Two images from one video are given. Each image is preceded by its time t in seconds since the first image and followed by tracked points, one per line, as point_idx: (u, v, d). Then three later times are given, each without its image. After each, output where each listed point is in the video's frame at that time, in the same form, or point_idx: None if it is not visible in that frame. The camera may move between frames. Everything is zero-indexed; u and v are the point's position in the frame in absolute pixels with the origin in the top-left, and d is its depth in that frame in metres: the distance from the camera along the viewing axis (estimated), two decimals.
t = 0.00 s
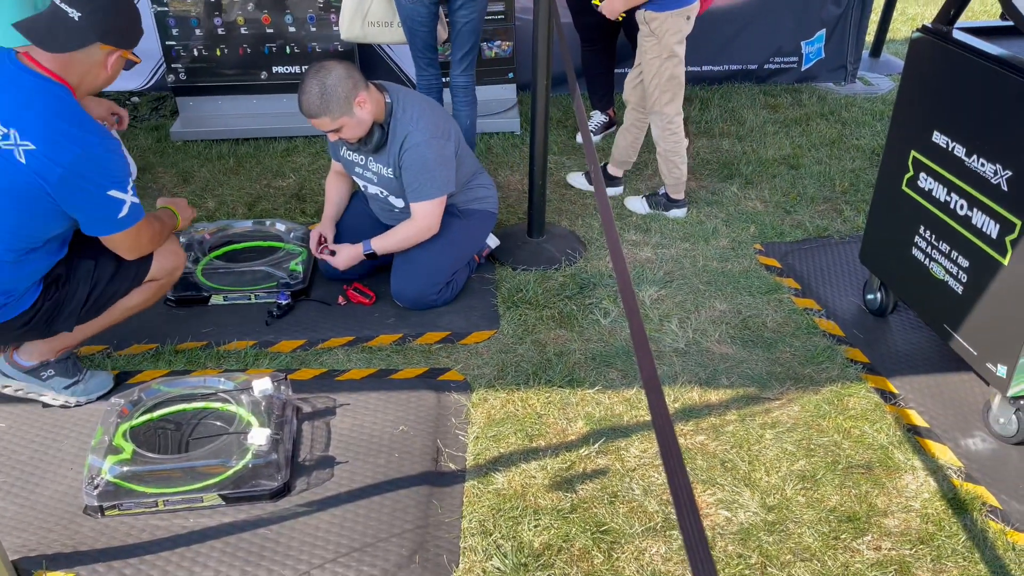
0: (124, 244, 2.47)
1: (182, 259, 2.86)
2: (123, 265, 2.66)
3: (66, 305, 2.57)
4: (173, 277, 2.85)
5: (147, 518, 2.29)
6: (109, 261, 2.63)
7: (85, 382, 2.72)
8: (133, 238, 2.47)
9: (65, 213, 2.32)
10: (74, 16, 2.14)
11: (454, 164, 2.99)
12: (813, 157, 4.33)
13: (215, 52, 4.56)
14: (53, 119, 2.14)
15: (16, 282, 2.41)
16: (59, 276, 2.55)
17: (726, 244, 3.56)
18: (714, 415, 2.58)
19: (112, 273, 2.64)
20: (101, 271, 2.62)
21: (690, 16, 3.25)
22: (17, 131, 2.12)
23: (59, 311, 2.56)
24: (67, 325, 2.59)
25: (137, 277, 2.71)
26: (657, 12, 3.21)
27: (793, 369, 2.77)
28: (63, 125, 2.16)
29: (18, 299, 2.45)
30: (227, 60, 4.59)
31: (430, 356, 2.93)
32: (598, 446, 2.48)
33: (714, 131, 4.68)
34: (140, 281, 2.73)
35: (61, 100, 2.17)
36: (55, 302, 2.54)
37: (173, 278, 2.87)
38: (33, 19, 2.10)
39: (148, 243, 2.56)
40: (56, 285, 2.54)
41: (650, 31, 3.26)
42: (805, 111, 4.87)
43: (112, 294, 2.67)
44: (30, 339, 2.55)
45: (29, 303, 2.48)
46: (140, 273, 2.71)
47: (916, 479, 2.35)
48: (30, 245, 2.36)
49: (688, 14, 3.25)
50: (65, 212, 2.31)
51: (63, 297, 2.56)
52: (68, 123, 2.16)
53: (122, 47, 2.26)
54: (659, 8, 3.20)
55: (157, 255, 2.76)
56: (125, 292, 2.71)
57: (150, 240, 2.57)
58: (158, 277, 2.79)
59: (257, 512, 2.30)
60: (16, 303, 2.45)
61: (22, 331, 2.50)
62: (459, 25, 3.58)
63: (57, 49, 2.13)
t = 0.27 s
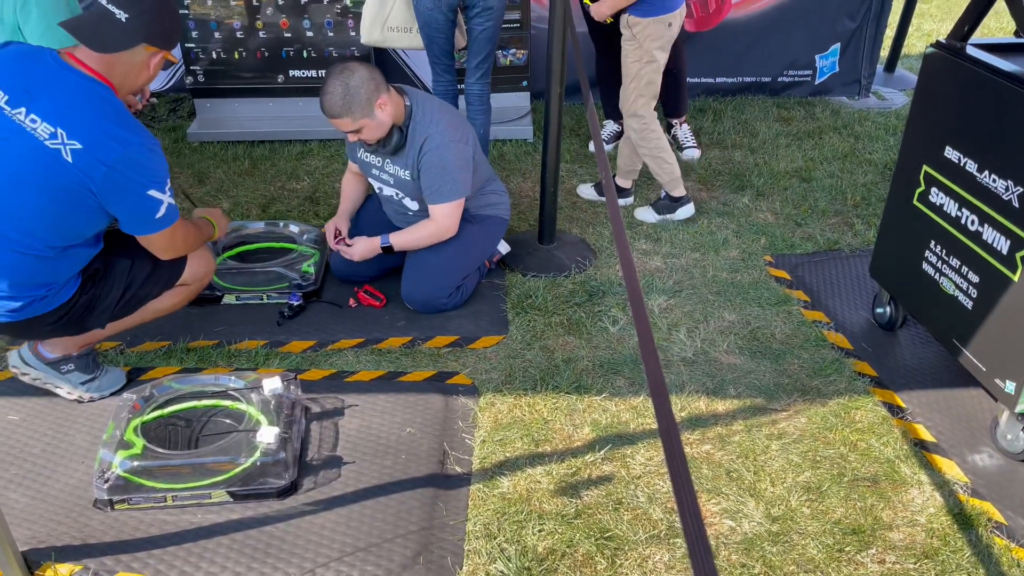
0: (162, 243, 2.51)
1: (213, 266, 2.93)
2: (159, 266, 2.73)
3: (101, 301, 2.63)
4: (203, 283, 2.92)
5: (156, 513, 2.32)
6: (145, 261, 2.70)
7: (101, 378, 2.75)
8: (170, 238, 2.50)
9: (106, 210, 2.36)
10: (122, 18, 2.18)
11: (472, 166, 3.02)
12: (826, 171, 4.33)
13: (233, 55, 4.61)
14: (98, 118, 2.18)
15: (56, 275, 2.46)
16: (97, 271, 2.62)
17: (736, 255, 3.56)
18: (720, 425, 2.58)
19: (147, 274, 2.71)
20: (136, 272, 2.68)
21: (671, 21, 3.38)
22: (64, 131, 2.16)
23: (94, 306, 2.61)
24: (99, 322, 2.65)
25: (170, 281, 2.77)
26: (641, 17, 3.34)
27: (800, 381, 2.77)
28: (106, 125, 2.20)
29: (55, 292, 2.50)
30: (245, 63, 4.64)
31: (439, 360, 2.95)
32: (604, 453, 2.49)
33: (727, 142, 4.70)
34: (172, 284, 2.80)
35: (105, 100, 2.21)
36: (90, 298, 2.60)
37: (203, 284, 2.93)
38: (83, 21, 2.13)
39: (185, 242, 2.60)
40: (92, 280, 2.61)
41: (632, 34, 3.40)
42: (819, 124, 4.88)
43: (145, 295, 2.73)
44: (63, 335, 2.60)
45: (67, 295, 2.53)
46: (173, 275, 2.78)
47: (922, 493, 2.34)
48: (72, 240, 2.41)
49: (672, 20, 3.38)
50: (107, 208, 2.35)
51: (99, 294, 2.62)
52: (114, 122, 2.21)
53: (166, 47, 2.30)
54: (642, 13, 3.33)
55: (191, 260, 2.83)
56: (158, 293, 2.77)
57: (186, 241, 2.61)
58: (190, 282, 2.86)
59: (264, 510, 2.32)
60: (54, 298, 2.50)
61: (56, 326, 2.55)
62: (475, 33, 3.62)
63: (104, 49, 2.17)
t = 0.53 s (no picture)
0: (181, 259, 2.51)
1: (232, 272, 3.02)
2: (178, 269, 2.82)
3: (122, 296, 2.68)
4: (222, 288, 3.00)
5: (172, 514, 2.34)
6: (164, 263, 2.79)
7: (121, 377, 2.80)
8: (190, 257, 2.51)
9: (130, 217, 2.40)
10: (163, 39, 2.24)
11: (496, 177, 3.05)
12: (848, 192, 4.31)
13: (261, 64, 4.69)
14: (135, 127, 2.23)
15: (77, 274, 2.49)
16: (116, 270, 2.67)
17: (757, 274, 3.55)
18: (737, 444, 2.57)
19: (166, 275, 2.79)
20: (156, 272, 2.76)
21: (670, 39, 3.44)
22: (101, 137, 2.21)
23: (113, 304, 2.67)
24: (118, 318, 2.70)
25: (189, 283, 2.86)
26: (641, 29, 3.42)
27: (818, 402, 2.75)
28: (141, 133, 2.24)
29: (74, 291, 2.54)
30: (273, 72, 4.71)
31: (456, 370, 2.96)
32: (619, 468, 2.48)
33: (749, 161, 4.69)
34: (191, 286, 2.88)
35: (143, 111, 2.26)
36: (111, 294, 2.65)
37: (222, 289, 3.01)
38: (128, 40, 2.24)
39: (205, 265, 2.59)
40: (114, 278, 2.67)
41: (631, 46, 3.48)
42: (842, 145, 4.86)
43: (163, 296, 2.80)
44: (80, 330, 2.64)
45: (85, 293, 2.57)
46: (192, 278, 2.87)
47: (941, 519, 2.32)
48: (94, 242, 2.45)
49: (671, 38, 3.44)
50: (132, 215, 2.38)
51: (119, 292, 2.67)
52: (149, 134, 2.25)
53: (207, 65, 2.34)
54: (642, 26, 3.41)
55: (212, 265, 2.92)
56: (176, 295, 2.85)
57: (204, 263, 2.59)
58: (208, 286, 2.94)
59: (279, 514, 2.34)
60: (70, 296, 2.53)
61: (74, 324, 2.60)
62: (502, 47, 3.65)
63: (146, 66, 2.24)
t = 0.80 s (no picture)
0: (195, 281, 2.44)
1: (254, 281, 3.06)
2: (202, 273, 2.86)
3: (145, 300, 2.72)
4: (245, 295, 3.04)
5: (190, 519, 2.36)
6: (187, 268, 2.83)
7: (143, 381, 2.82)
8: (206, 279, 2.44)
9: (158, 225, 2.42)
10: (188, 58, 2.30)
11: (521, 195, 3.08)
12: (872, 217, 4.29)
13: (290, 77, 4.76)
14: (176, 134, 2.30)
15: (104, 276, 2.53)
16: (141, 274, 2.69)
17: (778, 296, 3.54)
18: (755, 467, 2.56)
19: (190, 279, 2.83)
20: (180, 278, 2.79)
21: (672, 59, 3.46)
22: (143, 141, 2.27)
23: (136, 307, 2.70)
24: (142, 322, 2.74)
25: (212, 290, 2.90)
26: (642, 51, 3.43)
27: (838, 427, 2.73)
28: (181, 140, 2.31)
29: (99, 292, 2.57)
30: (300, 85, 4.78)
31: (474, 384, 2.96)
32: (636, 487, 2.47)
33: (772, 183, 4.68)
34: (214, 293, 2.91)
35: (184, 122, 2.34)
36: (136, 297, 2.68)
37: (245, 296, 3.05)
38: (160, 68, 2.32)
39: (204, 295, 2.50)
40: (139, 282, 2.68)
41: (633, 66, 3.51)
42: (866, 170, 4.84)
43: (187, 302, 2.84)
44: (103, 330, 2.69)
45: (108, 295, 2.60)
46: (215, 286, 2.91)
47: (961, 550, 2.29)
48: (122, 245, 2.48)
49: (672, 59, 3.46)
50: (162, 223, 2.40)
51: (143, 294, 2.70)
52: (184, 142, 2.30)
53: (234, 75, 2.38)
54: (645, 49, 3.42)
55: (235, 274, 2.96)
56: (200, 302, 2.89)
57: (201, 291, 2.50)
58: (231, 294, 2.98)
59: (295, 523, 2.35)
60: (93, 296, 2.57)
61: (99, 324, 2.66)
62: (527, 65, 3.68)
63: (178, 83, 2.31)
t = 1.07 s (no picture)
0: (230, 264, 2.49)
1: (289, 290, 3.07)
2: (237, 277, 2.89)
3: (179, 302, 2.75)
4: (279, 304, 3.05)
5: (217, 523, 2.38)
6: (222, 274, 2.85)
7: (173, 385, 2.86)
8: (238, 266, 2.50)
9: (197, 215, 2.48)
10: (222, 39, 2.45)
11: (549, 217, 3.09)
12: (900, 240, 4.26)
13: (321, 88, 4.82)
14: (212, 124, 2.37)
15: (141, 271, 2.58)
16: (176, 273, 2.75)
17: (804, 317, 3.53)
18: (782, 488, 2.54)
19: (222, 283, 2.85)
20: (214, 281, 2.83)
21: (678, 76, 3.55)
22: (181, 131, 2.34)
23: (170, 308, 2.74)
24: (175, 324, 2.77)
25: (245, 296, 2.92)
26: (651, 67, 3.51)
27: (865, 450, 2.71)
28: (216, 129, 2.37)
29: (134, 288, 2.62)
30: (331, 97, 4.84)
31: (499, 397, 2.97)
32: (660, 505, 2.46)
33: (798, 204, 4.67)
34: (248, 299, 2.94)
35: (221, 113, 2.41)
36: (169, 298, 2.72)
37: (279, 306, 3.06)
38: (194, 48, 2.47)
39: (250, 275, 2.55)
40: (174, 281, 2.74)
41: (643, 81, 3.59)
42: (894, 193, 4.82)
43: (220, 307, 2.87)
44: (138, 331, 2.72)
45: (143, 293, 2.65)
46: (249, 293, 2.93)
47: None
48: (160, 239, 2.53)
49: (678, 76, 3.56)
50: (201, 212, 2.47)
51: (175, 295, 2.74)
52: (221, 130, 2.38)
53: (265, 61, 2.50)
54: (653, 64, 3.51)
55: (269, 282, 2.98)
56: (234, 307, 2.91)
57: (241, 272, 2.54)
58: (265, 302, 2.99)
59: (320, 530, 2.36)
60: (131, 292, 2.62)
61: (134, 323, 2.67)
62: (547, 81, 3.70)
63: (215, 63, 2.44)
